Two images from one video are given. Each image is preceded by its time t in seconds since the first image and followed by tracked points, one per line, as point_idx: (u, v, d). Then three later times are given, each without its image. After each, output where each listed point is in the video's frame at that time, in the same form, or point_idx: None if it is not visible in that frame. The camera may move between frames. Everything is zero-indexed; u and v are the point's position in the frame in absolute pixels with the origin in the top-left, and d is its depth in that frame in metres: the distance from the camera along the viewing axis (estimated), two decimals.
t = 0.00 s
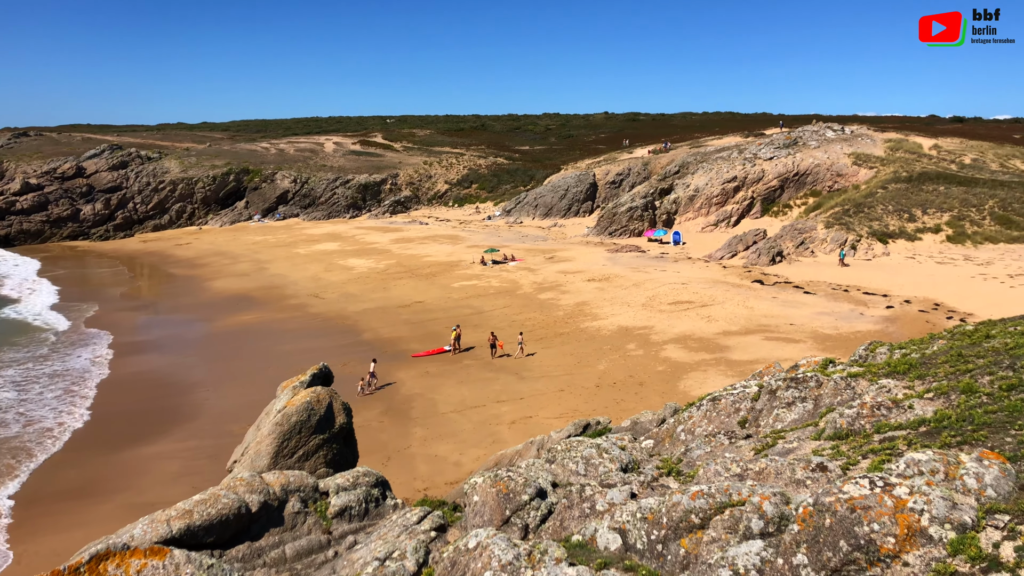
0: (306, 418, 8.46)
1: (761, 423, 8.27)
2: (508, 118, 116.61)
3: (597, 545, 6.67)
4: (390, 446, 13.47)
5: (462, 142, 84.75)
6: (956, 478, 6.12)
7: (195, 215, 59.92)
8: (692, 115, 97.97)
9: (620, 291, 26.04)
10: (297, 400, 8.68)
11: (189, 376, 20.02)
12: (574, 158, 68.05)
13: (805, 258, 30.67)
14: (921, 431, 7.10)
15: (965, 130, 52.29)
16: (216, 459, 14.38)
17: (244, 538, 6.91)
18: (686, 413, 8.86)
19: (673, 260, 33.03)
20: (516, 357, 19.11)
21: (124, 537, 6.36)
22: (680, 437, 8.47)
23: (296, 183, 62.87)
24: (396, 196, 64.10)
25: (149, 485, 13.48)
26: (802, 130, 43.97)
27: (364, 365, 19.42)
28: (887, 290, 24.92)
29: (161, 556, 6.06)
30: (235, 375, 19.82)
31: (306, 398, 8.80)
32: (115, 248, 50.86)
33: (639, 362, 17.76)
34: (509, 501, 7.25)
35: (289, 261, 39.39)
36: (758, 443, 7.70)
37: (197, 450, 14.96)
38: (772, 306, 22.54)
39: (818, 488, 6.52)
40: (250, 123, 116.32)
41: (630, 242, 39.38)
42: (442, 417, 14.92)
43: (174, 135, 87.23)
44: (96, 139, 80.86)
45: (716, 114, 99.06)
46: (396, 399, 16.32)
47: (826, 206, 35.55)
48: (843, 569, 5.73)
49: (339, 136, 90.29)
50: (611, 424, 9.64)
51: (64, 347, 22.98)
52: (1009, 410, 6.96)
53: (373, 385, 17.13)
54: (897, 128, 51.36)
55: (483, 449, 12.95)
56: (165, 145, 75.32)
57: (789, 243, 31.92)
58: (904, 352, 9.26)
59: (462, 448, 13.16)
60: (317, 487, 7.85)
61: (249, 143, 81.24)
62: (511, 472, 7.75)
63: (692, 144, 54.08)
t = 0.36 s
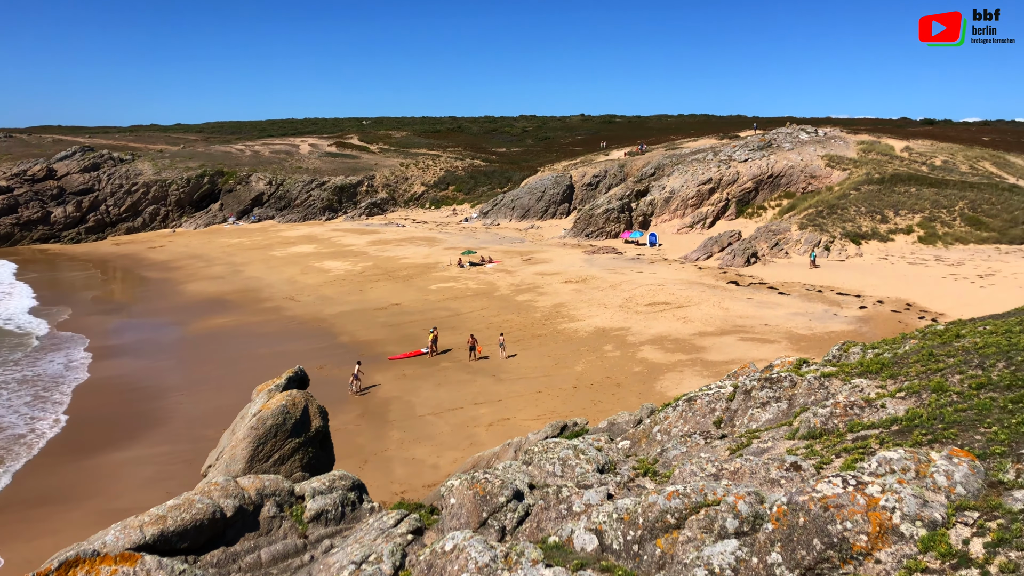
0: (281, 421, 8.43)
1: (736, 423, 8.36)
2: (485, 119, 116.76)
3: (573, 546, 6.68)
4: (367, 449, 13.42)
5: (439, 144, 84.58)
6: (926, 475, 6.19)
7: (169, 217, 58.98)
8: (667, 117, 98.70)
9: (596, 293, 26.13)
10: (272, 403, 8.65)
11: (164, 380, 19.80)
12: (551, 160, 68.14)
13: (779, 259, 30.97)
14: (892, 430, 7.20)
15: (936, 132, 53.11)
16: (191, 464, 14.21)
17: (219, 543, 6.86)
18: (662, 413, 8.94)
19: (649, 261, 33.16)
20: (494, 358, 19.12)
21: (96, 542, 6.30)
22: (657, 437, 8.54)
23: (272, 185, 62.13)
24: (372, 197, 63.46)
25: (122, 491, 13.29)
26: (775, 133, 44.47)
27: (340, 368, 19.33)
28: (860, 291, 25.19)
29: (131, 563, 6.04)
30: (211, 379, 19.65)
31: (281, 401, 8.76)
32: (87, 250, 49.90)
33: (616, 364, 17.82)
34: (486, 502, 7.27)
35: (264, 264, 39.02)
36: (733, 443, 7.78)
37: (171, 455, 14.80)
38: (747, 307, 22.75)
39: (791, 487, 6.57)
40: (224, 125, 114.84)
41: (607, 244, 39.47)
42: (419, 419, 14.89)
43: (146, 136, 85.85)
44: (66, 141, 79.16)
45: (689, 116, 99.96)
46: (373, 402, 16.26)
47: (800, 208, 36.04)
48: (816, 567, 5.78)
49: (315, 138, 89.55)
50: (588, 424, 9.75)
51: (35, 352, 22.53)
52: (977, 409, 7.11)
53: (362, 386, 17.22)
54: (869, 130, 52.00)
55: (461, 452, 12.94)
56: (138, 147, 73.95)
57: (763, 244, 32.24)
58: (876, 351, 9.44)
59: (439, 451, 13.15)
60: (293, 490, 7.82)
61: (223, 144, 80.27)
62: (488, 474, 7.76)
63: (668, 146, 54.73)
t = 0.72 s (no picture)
0: (257, 425, 8.41)
1: (712, 422, 8.46)
2: (462, 120, 116.90)
3: (550, 547, 6.69)
4: (345, 452, 13.37)
5: (416, 146, 84.50)
6: (898, 473, 6.28)
7: (143, 219, 58.02)
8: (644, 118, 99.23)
9: (574, 294, 26.22)
10: (248, 407, 8.62)
11: (140, 384, 19.57)
12: (528, 161, 68.36)
13: (754, 260, 31.28)
14: (865, 428, 7.31)
15: (908, 134, 53.91)
16: (166, 468, 14.05)
17: (195, 548, 6.80)
18: (639, 413, 9.03)
19: (626, 262, 33.34)
20: (472, 360, 19.12)
21: (67, 549, 6.20)
22: (634, 437, 8.61)
23: (247, 187, 61.66)
24: (349, 198, 63.02)
25: (95, 496, 13.08)
26: (751, 134, 44.84)
27: (317, 371, 19.24)
28: (834, 292, 25.46)
29: (103, 569, 5.97)
30: (187, 382, 19.45)
31: (257, 404, 8.73)
32: (59, 253, 49.05)
33: (593, 364, 17.90)
34: (463, 505, 7.28)
35: (240, 266, 38.70)
36: (709, 443, 7.85)
37: (146, 459, 14.63)
38: (723, 308, 22.94)
39: (766, 486, 6.63)
40: (198, 126, 113.45)
41: (585, 245, 39.60)
42: (397, 422, 14.85)
43: (119, 138, 84.50)
44: (35, 142, 77.54)
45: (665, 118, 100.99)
46: (350, 405, 16.19)
47: (775, 208, 36.20)
48: (790, 565, 5.84)
49: (291, 139, 88.93)
50: (566, 425, 9.83)
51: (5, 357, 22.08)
52: (948, 407, 7.22)
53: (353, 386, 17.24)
54: (841, 132, 52.69)
55: (439, 454, 12.93)
56: (111, 149, 72.89)
57: (739, 245, 32.53)
58: (850, 351, 9.63)
59: (417, 453, 13.13)
60: (269, 494, 7.78)
61: (198, 145, 79.39)
62: (465, 476, 7.76)
63: (644, 147, 55.17)
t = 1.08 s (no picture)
0: (232, 427, 8.39)
1: (688, 421, 8.57)
2: (440, 120, 116.88)
3: (527, 547, 6.70)
4: (322, 455, 13.30)
5: (392, 146, 84.31)
6: (871, 470, 6.35)
7: (116, 220, 57.19)
8: (619, 119, 99.87)
9: (552, 294, 26.27)
10: (223, 410, 8.59)
11: (114, 387, 19.31)
12: (506, 161, 68.49)
13: (730, 260, 31.52)
14: (839, 426, 7.40)
15: (880, 135, 54.69)
16: (140, 472, 13.88)
17: (169, 552, 6.74)
18: (616, 413, 9.13)
19: (603, 263, 33.47)
20: (451, 361, 19.11)
21: (37, 555, 6.10)
22: (611, 436, 8.69)
23: (222, 188, 61.09)
24: (325, 199, 62.77)
25: (67, 501, 12.85)
26: (727, 135, 45.20)
27: (294, 373, 19.12)
28: (809, 291, 25.70)
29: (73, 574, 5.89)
30: (163, 385, 19.23)
31: (232, 406, 8.71)
32: (29, 255, 48.12)
33: (571, 364, 17.96)
34: (440, 506, 7.28)
35: (215, 268, 38.33)
36: (685, 442, 7.93)
37: (120, 463, 14.43)
38: (699, 307, 23.09)
39: (740, 484, 6.68)
40: (172, 126, 111.88)
41: (563, 246, 39.66)
42: (374, 424, 14.81)
43: (91, 138, 83.16)
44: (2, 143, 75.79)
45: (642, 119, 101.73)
46: (328, 407, 16.11)
47: (750, 208, 36.52)
48: (765, 562, 5.88)
49: (267, 139, 88.26)
50: (544, 425, 9.91)
51: None
52: (920, 404, 7.33)
53: (344, 383, 17.29)
54: (816, 133, 53.24)
55: (416, 455, 12.91)
56: (82, 149, 71.69)
57: (715, 245, 32.74)
58: (824, 350, 9.83)
59: (395, 454, 13.09)
60: (245, 497, 7.74)
61: (171, 145, 78.42)
62: (443, 477, 7.76)
63: (621, 148, 55.49)
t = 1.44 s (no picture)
0: (208, 428, 8.36)
1: (665, 419, 8.67)
2: (417, 118, 116.70)
3: (505, 546, 6.71)
4: (299, 456, 13.24)
5: (369, 145, 84.01)
6: (845, 466, 6.42)
7: (89, 220, 56.37)
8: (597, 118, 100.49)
9: (530, 293, 26.31)
10: (198, 411, 8.55)
11: (88, 389, 19.05)
12: (484, 160, 68.52)
13: (706, 259, 31.73)
14: (814, 423, 7.49)
15: (854, 134, 55.45)
16: (114, 474, 13.71)
17: (143, 556, 6.68)
18: (593, 412, 9.23)
19: (581, 262, 33.58)
20: (430, 360, 19.08)
21: (8, 560, 6.01)
22: (589, 435, 8.77)
23: (197, 187, 60.49)
24: (302, 198, 62.49)
25: (39, 505, 12.64)
26: (703, 134, 45.52)
27: (270, 374, 19.00)
28: (785, 289, 25.95)
29: None
30: (138, 387, 19.03)
31: (208, 407, 8.67)
32: None
33: (549, 363, 18.00)
34: (418, 506, 7.28)
35: (189, 268, 37.96)
36: (662, 439, 8.02)
37: (93, 466, 14.25)
38: (676, 306, 23.24)
39: (716, 481, 6.72)
40: (146, 125, 110.30)
41: (541, 245, 39.68)
42: (351, 424, 14.76)
43: (61, 137, 81.70)
44: None
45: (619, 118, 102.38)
46: (305, 408, 16.03)
47: (726, 208, 36.84)
48: (741, 559, 5.92)
49: (242, 138, 87.49)
50: (521, 424, 9.99)
51: None
52: (893, 400, 7.43)
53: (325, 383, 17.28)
54: (791, 132, 53.79)
55: (394, 455, 12.89)
56: (53, 148, 70.54)
57: (692, 244, 32.91)
58: (799, 347, 10.03)
59: (373, 455, 13.05)
60: (221, 498, 7.70)
61: (144, 145, 77.37)
62: (420, 477, 7.76)
63: (598, 147, 55.73)
